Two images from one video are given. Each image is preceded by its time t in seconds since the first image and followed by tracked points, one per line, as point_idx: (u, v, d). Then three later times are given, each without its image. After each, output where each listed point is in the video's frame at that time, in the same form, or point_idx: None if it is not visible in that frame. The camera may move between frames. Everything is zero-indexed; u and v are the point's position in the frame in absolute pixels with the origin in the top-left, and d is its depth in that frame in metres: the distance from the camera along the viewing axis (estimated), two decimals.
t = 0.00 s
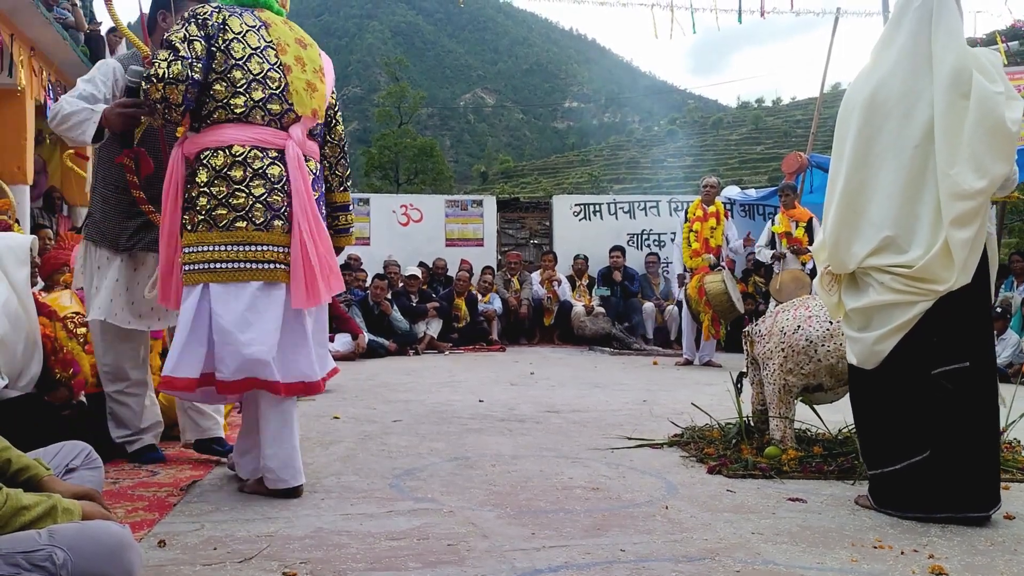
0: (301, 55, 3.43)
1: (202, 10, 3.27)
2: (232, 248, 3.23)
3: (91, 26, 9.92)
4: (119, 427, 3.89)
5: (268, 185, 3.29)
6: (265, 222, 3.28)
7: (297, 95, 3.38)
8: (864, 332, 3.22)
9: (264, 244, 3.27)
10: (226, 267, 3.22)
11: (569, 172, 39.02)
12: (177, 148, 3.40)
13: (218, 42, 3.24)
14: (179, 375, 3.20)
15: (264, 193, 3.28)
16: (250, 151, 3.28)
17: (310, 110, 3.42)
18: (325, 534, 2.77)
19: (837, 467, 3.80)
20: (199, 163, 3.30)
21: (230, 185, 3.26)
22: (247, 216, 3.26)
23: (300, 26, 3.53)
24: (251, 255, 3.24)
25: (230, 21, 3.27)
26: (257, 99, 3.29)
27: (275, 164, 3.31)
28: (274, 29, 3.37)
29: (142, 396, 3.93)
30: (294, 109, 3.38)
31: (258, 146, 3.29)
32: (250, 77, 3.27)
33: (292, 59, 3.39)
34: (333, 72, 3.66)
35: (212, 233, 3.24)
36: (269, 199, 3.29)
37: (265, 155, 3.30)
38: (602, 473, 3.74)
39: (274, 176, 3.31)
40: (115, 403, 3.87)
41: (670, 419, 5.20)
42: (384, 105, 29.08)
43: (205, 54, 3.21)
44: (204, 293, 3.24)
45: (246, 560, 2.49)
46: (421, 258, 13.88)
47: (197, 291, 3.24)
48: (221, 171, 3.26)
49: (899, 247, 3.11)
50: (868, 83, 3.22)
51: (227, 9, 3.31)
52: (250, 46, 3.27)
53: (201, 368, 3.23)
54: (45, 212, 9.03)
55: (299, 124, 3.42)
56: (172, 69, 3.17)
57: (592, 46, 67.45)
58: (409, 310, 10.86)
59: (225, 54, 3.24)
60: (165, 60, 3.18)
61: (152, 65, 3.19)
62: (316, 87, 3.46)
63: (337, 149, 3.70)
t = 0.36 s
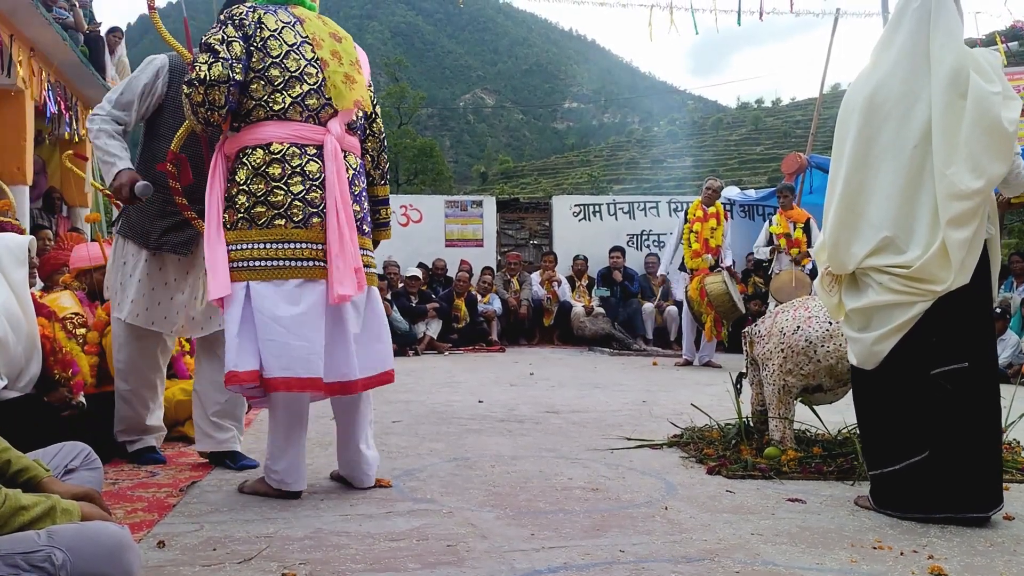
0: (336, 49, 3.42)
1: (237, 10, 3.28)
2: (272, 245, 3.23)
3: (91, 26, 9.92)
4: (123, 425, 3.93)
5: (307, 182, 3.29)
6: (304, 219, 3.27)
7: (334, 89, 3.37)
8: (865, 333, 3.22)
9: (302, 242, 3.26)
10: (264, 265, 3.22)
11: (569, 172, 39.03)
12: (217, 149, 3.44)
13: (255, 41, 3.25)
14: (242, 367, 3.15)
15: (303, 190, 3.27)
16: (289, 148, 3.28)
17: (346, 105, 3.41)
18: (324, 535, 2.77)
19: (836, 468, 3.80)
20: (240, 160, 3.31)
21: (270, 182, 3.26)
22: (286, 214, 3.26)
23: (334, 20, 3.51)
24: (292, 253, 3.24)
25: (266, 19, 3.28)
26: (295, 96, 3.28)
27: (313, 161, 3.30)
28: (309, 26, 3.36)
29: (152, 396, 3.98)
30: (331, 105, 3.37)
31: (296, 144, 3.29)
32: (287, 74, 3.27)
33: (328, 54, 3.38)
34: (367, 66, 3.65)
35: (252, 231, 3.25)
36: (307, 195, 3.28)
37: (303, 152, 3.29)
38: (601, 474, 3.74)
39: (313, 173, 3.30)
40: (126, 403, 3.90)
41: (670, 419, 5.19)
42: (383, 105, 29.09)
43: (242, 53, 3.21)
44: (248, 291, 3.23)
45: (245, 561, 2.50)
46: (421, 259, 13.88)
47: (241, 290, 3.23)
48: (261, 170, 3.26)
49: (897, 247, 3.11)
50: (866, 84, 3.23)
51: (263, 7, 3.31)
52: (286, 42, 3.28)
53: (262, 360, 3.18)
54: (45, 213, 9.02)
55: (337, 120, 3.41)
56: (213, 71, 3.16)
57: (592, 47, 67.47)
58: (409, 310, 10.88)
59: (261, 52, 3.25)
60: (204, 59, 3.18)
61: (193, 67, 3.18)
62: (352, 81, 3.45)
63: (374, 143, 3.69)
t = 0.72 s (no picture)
0: (382, 60, 3.47)
1: (290, 11, 3.32)
2: (301, 247, 3.29)
3: (90, 27, 9.92)
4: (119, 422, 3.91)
5: (339, 188, 3.34)
6: (333, 223, 3.33)
7: (376, 100, 3.41)
8: (863, 333, 3.22)
9: (329, 245, 3.32)
10: (291, 265, 3.28)
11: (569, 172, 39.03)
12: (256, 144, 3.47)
13: (303, 45, 3.30)
14: (252, 365, 3.20)
15: (335, 195, 3.32)
16: (325, 152, 3.32)
17: (389, 115, 3.45)
18: (323, 536, 2.77)
19: (835, 468, 3.80)
20: (276, 159, 3.36)
21: (303, 185, 3.31)
22: (316, 217, 3.31)
23: (383, 30, 3.57)
24: (319, 255, 3.30)
25: (316, 23, 3.33)
26: (336, 103, 3.33)
27: (348, 167, 3.36)
28: (359, 35, 3.41)
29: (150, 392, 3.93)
30: (371, 114, 3.42)
31: (333, 149, 3.34)
32: (331, 81, 3.32)
33: (374, 65, 3.43)
34: (410, 77, 3.69)
35: (282, 229, 3.30)
36: (339, 201, 3.33)
37: (338, 157, 3.34)
38: (600, 474, 3.74)
39: (347, 179, 3.35)
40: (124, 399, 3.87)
41: (670, 420, 5.20)
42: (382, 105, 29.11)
43: (290, 56, 3.26)
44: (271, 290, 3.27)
45: (244, 561, 2.50)
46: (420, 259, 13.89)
47: (263, 288, 3.27)
48: (295, 171, 3.31)
49: (896, 247, 3.11)
50: (865, 85, 3.23)
51: (315, 12, 3.37)
52: (333, 49, 3.33)
53: (278, 361, 3.23)
54: (45, 213, 9.03)
55: (374, 129, 3.45)
56: (260, 70, 3.21)
57: (591, 47, 67.49)
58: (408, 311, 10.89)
59: (309, 57, 3.30)
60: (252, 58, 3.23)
61: (241, 65, 3.23)
62: (396, 92, 3.49)
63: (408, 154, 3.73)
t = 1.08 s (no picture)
0: (407, 64, 3.48)
1: (315, 14, 3.33)
2: (319, 248, 3.29)
3: (90, 28, 9.92)
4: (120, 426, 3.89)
5: (358, 191, 3.36)
6: (351, 226, 3.34)
7: (401, 105, 3.44)
8: (863, 334, 3.22)
9: (347, 247, 3.33)
10: (308, 266, 3.29)
11: (568, 172, 39.03)
12: (274, 142, 3.48)
13: (327, 49, 3.30)
14: (266, 362, 3.24)
15: (354, 198, 3.35)
16: (345, 156, 3.34)
17: (412, 119, 3.45)
18: (322, 536, 2.77)
19: (834, 468, 3.80)
20: (295, 161, 3.37)
21: (323, 187, 3.32)
22: (334, 219, 3.32)
23: (406, 34, 3.58)
24: (336, 257, 3.30)
25: (341, 27, 3.34)
26: (357, 109, 3.35)
27: (367, 171, 3.37)
28: (382, 40, 3.42)
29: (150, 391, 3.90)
30: (391, 119, 3.44)
31: (352, 152, 3.35)
32: (354, 86, 3.34)
33: (397, 70, 3.44)
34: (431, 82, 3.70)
35: (300, 231, 3.31)
36: (357, 205, 3.35)
37: (358, 161, 3.36)
38: (599, 474, 3.74)
39: (365, 183, 3.37)
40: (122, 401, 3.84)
41: (669, 420, 5.20)
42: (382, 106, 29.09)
43: (314, 59, 3.27)
44: (286, 289, 3.29)
45: (243, 562, 2.50)
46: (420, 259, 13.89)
47: (279, 286, 3.30)
48: (315, 173, 3.32)
49: (898, 248, 3.11)
50: (866, 85, 3.23)
51: (340, 15, 3.37)
52: (357, 54, 3.34)
53: (290, 360, 3.25)
54: (45, 213, 9.03)
55: (393, 133, 3.47)
56: (284, 73, 3.24)
57: (590, 47, 67.50)
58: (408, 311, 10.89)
59: (333, 62, 3.31)
60: (278, 62, 3.25)
61: (265, 68, 3.26)
62: (420, 96, 3.50)
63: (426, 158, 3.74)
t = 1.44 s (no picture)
0: (421, 68, 3.53)
1: (333, 14, 3.35)
2: (328, 248, 3.30)
3: (89, 27, 9.91)
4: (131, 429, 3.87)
5: (368, 192, 3.36)
6: (359, 227, 3.34)
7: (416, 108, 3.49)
8: (862, 334, 3.22)
9: (356, 248, 3.33)
10: (315, 265, 3.28)
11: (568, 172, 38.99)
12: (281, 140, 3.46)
13: (346, 51, 3.32)
14: (273, 361, 3.24)
15: (363, 199, 3.34)
16: (355, 157, 3.34)
17: (428, 121, 3.51)
18: (322, 536, 2.77)
19: (833, 468, 3.80)
20: (305, 160, 3.36)
21: (333, 187, 3.32)
22: (343, 219, 3.32)
23: (417, 39, 3.64)
24: (345, 257, 3.31)
25: (359, 29, 3.37)
26: (370, 111, 3.37)
27: (376, 173, 3.38)
28: (398, 44, 3.49)
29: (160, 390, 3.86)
30: (401, 123, 3.48)
31: (363, 153, 3.36)
32: (368, 88, 3.36)
33: (412, 74, 3.51)
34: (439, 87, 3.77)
35: (308, 230, 3.30)
36: (366, 206, 3.36)
37: (368, 163, 3.36)
38: (599, 474, 3.74)
39: (375, 184, 3.38)
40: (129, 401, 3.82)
41: (668, 420, 5.20)
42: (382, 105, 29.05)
43: (332, 59, 3.28)
44: (292, 287, 3.31)
45: (243, 561, 2.49)
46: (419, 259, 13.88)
47: (286, 283, 3.31)
48: (325, 173, 3.32)
49: (899, 248, 3.11)
50: (866, 84, 3.23)
51: (356, 17, 3.40)
52: (374, 57, 3.38)
53: (296, 359, 3.26)
54: (44, 213, 9.02)
55: (402, 136, 3.49)
56: (302, 73, 3.21)
57: (590, 47, 67.50)
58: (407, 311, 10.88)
59: (350, 64, 3.33)
60: (298, 60, 3.23)
61: (283, 65, 3.22)
62: (434, 99, 3.56)
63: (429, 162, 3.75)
